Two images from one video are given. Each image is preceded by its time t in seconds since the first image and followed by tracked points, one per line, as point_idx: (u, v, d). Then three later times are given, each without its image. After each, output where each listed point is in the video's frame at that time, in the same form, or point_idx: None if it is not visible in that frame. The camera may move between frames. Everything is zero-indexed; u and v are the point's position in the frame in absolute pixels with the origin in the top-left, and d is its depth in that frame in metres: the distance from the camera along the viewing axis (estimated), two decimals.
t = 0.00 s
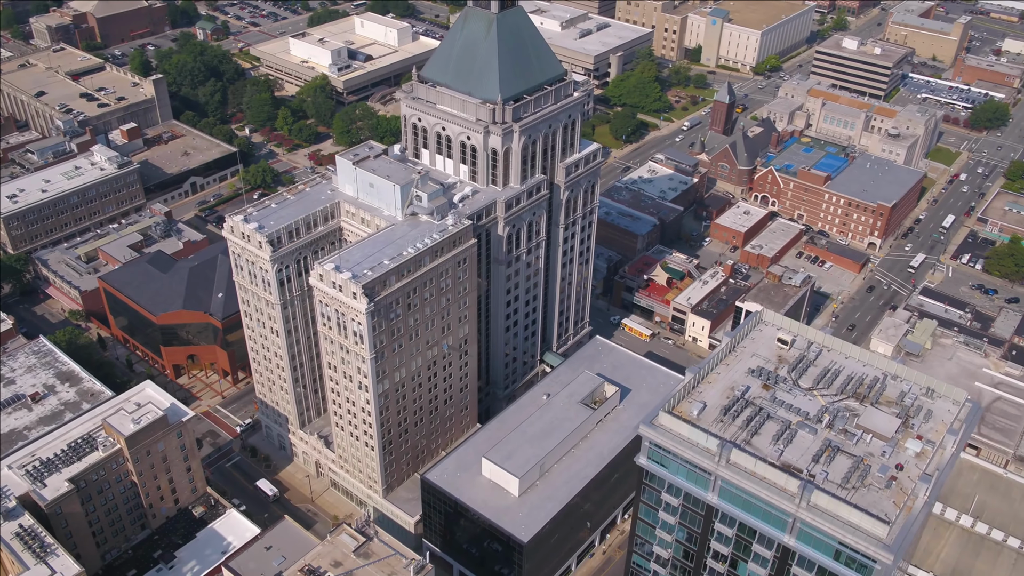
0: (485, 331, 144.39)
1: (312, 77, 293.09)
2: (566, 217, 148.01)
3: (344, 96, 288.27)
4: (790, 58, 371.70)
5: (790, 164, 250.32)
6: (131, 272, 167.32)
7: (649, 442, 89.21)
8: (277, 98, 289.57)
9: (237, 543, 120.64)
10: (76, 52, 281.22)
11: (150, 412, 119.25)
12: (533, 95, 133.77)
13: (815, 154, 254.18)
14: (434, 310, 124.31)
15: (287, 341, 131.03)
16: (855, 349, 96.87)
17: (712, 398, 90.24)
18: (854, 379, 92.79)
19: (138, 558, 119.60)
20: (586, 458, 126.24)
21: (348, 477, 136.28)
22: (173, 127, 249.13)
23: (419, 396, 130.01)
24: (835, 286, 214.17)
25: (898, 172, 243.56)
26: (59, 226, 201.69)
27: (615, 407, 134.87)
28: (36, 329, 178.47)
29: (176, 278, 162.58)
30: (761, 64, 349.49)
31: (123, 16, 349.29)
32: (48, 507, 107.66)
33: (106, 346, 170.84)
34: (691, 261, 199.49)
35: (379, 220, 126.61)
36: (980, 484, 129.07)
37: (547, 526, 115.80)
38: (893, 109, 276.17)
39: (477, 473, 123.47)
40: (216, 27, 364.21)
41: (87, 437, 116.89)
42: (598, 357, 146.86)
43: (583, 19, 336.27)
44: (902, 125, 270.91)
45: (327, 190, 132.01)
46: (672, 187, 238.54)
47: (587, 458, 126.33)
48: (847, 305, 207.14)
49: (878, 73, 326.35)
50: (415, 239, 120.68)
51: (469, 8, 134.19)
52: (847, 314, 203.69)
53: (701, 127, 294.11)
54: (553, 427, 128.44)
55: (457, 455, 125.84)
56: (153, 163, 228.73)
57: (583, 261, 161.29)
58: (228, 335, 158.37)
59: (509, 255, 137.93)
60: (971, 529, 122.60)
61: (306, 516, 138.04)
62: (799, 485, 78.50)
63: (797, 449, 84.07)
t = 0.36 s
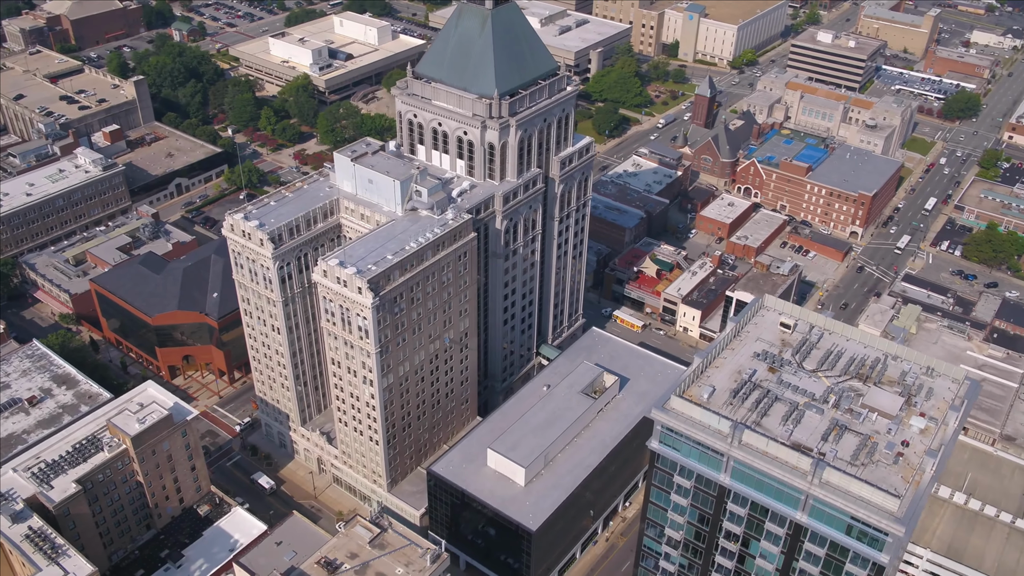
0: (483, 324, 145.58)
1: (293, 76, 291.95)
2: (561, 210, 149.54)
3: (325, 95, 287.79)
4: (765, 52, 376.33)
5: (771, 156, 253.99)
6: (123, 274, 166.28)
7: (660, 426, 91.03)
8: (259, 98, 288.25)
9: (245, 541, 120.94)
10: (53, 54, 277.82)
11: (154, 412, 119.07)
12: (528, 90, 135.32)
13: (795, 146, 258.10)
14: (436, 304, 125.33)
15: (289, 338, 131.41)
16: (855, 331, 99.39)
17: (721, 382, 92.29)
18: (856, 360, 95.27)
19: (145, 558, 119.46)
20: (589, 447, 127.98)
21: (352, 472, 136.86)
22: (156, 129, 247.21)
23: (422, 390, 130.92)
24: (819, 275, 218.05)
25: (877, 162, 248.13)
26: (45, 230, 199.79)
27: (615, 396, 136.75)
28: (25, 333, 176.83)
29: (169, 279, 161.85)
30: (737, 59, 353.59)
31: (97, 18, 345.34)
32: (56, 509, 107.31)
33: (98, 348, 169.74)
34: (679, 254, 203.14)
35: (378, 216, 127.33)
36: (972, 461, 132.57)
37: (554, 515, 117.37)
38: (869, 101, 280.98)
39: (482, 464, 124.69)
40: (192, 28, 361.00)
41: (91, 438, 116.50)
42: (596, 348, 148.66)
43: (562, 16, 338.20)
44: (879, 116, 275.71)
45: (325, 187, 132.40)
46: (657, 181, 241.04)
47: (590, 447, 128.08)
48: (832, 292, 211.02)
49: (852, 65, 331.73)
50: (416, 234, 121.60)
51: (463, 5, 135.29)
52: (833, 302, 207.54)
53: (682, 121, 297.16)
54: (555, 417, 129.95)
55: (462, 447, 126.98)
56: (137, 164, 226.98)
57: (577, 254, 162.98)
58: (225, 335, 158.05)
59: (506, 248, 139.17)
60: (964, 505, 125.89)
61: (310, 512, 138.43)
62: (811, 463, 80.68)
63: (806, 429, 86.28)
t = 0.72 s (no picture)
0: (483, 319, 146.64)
1: (278, 76, 290.75)
2: (558, 204, 150.76)
3: (311, 94, 287.30)
4: (746, 47, 380.01)
5: (757, 149, 256.91)
6: (117, 275, 165.43)
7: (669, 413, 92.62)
8: (244, 98, 287.10)
9: (252, 538, 121.31)
10: (34, 56, 275.19)
11: (160, 411, 119.03)
12: (524, 85, 136.37)
13: (780, 140, 261.39)
14: (438, 298, 126.23)
15: (291, 336, 131.81)
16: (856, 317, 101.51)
17: (728, 368, 94.05)
18: (858, 345, 97.39)
19: (152, 557, 119.57)
20: (592, 438, 129.49)
21: (355, 468, 137.43)
22: (142, 130, 245.70)
23: (425, 384, 131.79)
24: (807, 266, 221.40)
25: (861, 154, 251.91)
26: (34, 233, 198.33)
27: (616, 387, 138.31)
28: (19, 337, 175.72)
29: (165, 279, 161.36)
30: (719, 54, 356.86)
31: (76, 19, 342.19)
32: (65, 510, 107.16)
33: (94, 350, 168.99)
34: (671, 246, 205.51)
35: (379, 213, 128.05)
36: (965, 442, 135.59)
37: (560, 505, 118.72)
38: (851, 94, 285.07)
39: (488, 456, 125.79)
40: (173, 29, 358.33)
41: (97, 438, 116.29)
42: (594, 340, 150.19)
43: (545, 14, 339.61)
44: (861, 109, 279.74)
45: (325, 184, 132.89)
46: (645, 175, 243.15)
47: (593, 437, 129.59)
48: (820, 283, 214.37)
49: (832, 59, 335.92)
50: (419, 229, 122.42)
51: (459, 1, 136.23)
52: (821, 292, 210.78)
53: (667, 116, 299.67)
54: (558, 408, 131.25)
55: (466, 440, 128.01)
56: (125, 166, 225.63)
57: (572, 248, 164.34)
58: (222, 334, 157.78)
59: (505, 242, 140.25)
60: (958, 487, 128.64)
61: (314, 508, 139.00)
62: (821, 446, 82.54)
63: (814, 412, 88.18)
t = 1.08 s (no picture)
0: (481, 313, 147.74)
1: (259, 76, 289.15)
2: (553, 198, 152.14)
3: (294, 94, 286.42)
4: (723, 42, 383.96)
5: (740, 142, 260.14)
6: (110, 276, 164.49)
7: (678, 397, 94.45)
8: (226, 99, 285.40)
9: (260, 535, 121.63)
10: (11, 59, 271.75)
11: (165, 409, 118.89)
12: (520, 80, 137.60)
13: (762, 132, 265.04)
14: (440, 292, 127.21)
15: (293, 333, 132.16)
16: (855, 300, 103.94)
17: (734, 353, 96.08)
18: (859, 328, 99.78)
19: (160, 556, 119.54)
20: (594, 427, 131.13)
21: (359, 463, 138.07)
22: (125, 132, 243.58)
23: (427, 378, 132.68)
24: (792, 256, 225.09)
25: (841, 145, 256.23)
26: (20, 237, 196.32)
27: (615, 376, 140.02)
28: (9, 342, 174.08)
29: (159, 280, 160.75)
30: (697, 49, 360.15)
31: (51, 22, 337.99)
32: (74, 510, 106.92)
33: (87, 353, 167.86)
34: (659, 239, 208.09)
35: (379, 209, 128.72)
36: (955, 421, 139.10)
37: (567, 493, 120.27)
38: (829, 86, 289.70)
39: (492, 447, 127.00)
40: (149, 30, 354.84)
41: (102, 438, 115.90)
42: (591, 331, 151.79)
43: (525, 11, 340.89)
44: (839, 101, 284.27)
45: (323, 181, 133.29)
46: (631, 169, 245.42)
47: (595, 426, 131.24)
48: (806, 272, 218.14)
49: (809, 53, 340.56)
50: (420, 224, 123.34)
51: None
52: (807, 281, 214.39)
53: (649, 110, 302.36)
54: (560, 399, 132.73)
55: (470, 432, 129.16)
56: (110, 168, 223.76)
57: (566, 241, 165.85)
58: (219, 334, 157.51)
59: (503, 236, 141.42)
60: (952, 466, 132.34)
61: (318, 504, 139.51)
62: (831, 425, 84.71)
63: (820, 393, 90.38)
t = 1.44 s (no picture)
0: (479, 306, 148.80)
1: (242, 77, 287.53)
2: (547, 192, 153.34)
3: (277, 94, 285.18)
4: (702, 37, 387.43)
5: (723, 135, 263.40)
6: (103, 278, 163.56)
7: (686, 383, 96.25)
8: (209, 99, 283.56)
9: (266, 532, 121.95)
10: None
11: (170, 408, 118.78)
12: (514, 75, 138.79)
13: (744, 126, 268.40)
14: (441, 286, 128.14)
15: (294, 330, 132.47)
16: (853, 285, 106.28)
17: (739, 339, 98.02)
18: (859, 312, 102.08)
19: (167, 555, 119.57)
20: (595, 417, 132.68)
21: (362, 459, 138.68)
22: (108, 134, 241.50)
23: (429, 372, 133.55)
24: (778, 247, 228.33)
25: (822, 137, 260.15)
26: (7, 241, 194.24)
27: (614, 367, 141.65)
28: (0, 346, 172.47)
29: (153, 280, 160.21)
30: (676, 45, 363.17)
31: (27, 24, 333.97)
32: (83, 511, 106.73)
33: (81, 356, 166.82)
34: (648, 231, 210.54)
35: (379, 205, 129.30)
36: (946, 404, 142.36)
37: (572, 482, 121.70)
38: (809, 79, 293.41)
39: (496, 439, 128.17)
40: (127, 32, 351.47)
41: (107, 438, 115.59)
42: (587, 323, 153.37)
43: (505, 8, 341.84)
44: (819, 94, 288.47)
45: (321, 178, 133.62)
46: (617, 164, 247.40)
47: (596, 417, 132.77)
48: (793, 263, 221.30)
49: (787, 47, 344.80)
50: (421, 219, 124.14)
51: None
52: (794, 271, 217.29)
53: (632, 105, 304.59)
54: (561, 390, 134.19)
55: (474, 425, 130.29)
56: (95, 170, 221.87)
57: (560, 235, 167.11)
58: (215, 334, 157.20)
59: (500, 230, 142.48)
60: (944, 448, 135.70)
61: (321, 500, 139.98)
62: (837, 406, 86.86)
63: (825, 375, 92.49)
